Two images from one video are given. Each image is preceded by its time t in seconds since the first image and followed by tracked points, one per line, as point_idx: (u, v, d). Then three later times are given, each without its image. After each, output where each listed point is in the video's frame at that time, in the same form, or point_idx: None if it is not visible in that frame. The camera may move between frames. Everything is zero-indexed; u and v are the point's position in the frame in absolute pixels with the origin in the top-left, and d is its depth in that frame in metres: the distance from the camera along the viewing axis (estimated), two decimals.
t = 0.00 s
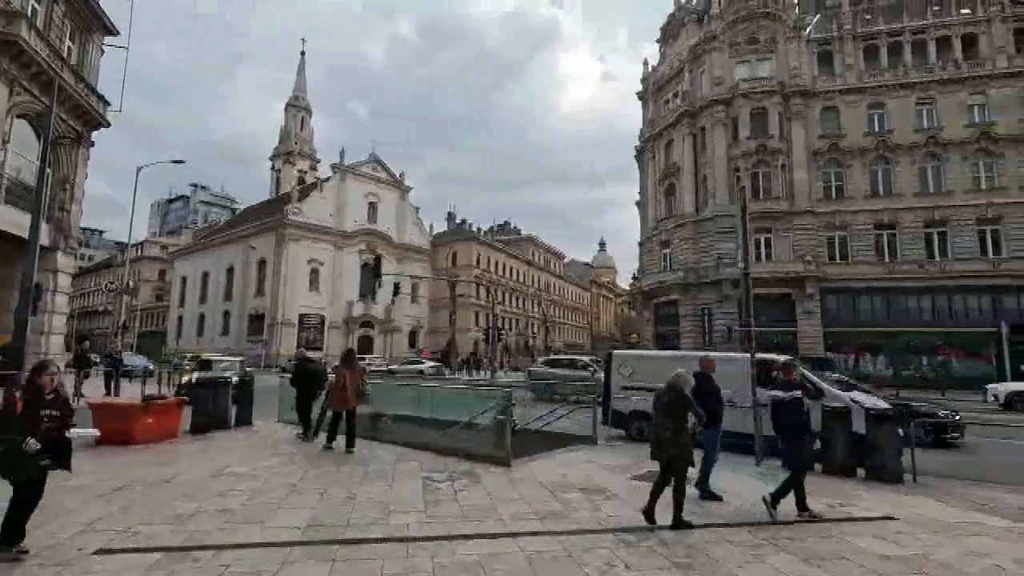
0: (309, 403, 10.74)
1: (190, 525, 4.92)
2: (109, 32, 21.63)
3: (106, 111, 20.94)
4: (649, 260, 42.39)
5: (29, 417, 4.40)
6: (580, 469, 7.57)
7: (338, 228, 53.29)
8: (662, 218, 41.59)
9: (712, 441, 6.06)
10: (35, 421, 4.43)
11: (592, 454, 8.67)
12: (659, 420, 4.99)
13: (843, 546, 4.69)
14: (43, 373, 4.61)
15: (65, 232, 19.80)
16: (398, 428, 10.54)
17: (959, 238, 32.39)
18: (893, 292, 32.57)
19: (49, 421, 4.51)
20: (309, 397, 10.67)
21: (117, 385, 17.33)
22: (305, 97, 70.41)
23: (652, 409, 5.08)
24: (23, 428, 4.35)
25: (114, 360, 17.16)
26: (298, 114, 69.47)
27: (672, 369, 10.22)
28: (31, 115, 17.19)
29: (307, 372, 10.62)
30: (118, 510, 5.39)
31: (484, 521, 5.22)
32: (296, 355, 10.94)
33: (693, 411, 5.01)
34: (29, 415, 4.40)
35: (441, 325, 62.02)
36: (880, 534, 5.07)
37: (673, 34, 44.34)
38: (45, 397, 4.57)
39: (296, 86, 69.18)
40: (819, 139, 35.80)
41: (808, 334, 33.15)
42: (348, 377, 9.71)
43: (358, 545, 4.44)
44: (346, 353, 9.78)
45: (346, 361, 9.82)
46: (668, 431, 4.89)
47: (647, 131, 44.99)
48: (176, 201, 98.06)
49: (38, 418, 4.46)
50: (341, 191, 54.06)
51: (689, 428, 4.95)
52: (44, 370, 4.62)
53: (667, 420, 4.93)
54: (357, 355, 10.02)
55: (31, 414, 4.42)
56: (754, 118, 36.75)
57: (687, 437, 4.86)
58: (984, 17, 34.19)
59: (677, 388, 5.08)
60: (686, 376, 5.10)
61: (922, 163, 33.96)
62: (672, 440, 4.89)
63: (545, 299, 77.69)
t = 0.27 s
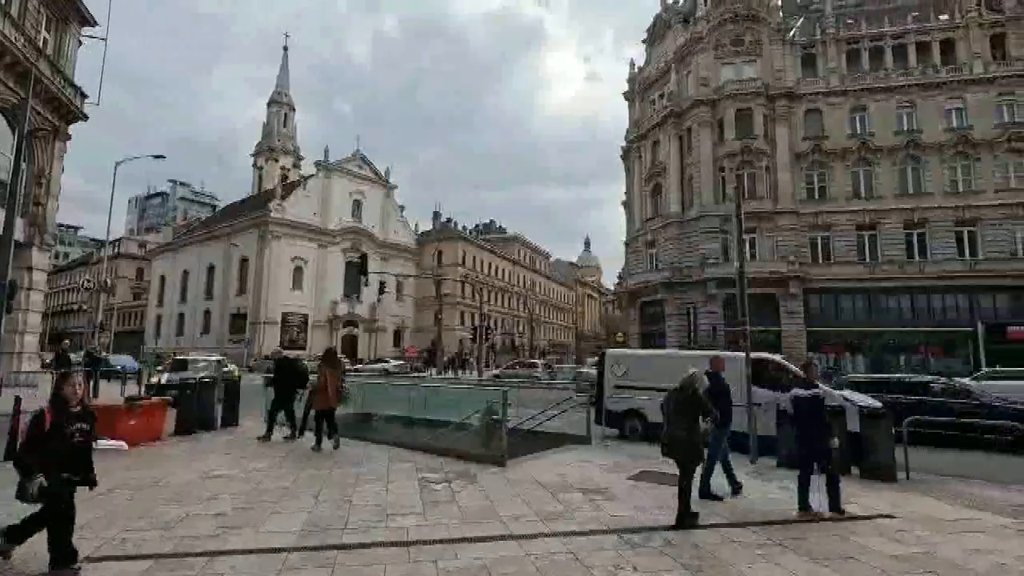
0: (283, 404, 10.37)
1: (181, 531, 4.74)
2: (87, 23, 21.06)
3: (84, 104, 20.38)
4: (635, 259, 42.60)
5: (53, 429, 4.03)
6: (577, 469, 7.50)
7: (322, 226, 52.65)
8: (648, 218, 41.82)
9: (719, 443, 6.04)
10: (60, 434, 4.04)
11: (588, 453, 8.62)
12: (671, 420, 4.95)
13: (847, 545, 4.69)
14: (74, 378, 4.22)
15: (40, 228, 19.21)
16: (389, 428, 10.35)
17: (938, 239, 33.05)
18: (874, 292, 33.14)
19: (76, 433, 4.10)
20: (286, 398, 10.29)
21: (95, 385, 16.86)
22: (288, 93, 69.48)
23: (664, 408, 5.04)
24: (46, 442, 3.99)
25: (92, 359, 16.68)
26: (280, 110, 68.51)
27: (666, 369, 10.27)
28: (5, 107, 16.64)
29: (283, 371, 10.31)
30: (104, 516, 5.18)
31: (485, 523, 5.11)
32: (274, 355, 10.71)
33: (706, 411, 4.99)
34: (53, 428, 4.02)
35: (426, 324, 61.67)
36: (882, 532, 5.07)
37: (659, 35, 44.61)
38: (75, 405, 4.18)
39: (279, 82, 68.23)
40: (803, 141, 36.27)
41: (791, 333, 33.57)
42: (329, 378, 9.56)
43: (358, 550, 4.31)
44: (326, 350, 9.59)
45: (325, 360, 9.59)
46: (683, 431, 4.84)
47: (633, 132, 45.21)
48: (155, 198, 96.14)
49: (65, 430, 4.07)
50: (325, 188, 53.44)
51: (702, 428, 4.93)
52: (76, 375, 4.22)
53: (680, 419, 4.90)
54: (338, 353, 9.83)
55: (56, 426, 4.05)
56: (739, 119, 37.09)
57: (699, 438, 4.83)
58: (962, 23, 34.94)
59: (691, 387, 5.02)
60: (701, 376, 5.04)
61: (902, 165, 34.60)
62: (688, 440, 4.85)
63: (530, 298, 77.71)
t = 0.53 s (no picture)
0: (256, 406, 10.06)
1: (172, 539, 4.57)
2: (64, 13, 20.46)
3: (61, 97, 19.79)
4: (621, 259, 42.78)
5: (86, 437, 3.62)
6: (573, 471, 7.45)
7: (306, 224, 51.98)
8: (634, 218, 42.02)
9: (731, 446, 6.07)
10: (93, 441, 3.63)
11: (583, 454, 8.58)
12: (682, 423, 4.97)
13: (850, 546, 4.69)
14: (115, 380, 3.78)
15: (15, 225, 18.61)
16: (380, 430, 10.19)
17: (917, 241, 33.69)
18: (855, 292, 33.69)
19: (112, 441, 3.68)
20: (259, 399, 10.01)
21: (73, 386, 16.38)
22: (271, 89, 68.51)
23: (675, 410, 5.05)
24: (76, 451, 3.58)
25: (68, 360, 16.19)
26: (263, 106, 67.53)
27: (658, 369, 10.30)
28: None
29: (253, 371, 10.04)
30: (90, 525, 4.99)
31: (486, 527, 5.02)
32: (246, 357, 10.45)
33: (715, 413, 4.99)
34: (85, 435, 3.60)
35: (411, 324, 61.29)
36: (882, 532, 5.09)
37: (645, 36, 44.82)
38: (116, 410, 3.77)
39: (262, 78, 67.23)
40: (786, 143, 36.72)
41: (775, 333, 33.97)
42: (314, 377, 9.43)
43: (358, 558, 4.19)
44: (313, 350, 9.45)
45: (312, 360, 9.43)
46: (690, 432, 4.87)
47: (620, 132, 45.36)
48: (133, 194, 94.17)
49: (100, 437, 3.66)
50: (309, 186, 52.79)
51: (712, 429, 4.92)
52: (116, 377, 3.77)
53: (690, 419, 4.91)
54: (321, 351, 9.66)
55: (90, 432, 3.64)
56: (724, 120, 37.41)
57: (708, 438, 4.83)
58: (941, 29, 35.64)
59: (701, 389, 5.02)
60: (711, 378, 5.02)
61: (883, 168, 35.21)
62: (695, 441, 4.87)
63: (516, 297, 77.64)
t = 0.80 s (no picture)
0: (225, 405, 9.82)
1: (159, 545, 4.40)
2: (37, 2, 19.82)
3: (34, 88, 19.17)
4: (606, 259, 42.96)
5: (135, 439, 3.52)
6: (568, 471, 7.39)
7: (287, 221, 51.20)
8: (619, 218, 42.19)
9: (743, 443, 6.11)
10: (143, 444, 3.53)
11: (577, 454, 8.55)
12: (688, 421, 5.08)
13: (851, 545, 4.69)
14: (163, 382, 3.70)
15: None
16: (371, 429, 10.00)
17: (894, 242, 34.36)
18: (834, 293, 34.28)
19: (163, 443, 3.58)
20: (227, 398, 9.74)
21: (46, 387, 15.87)
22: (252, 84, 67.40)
23: (682, 408, 5.16)
24: (126, 454, 3.48)
25: (42, 360, 15.67)
26: (243, 102, 66.41)
27: (649, 369, 10.21)
28: None
29: (221, 369, 9.74)
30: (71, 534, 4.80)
31: (485, 528, 4.95)
32: (210, 355, 10.11)
33: (720, 411, 5.06)
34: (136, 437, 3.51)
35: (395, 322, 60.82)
36: (880, 530, 5.11)
37: (630, 37, 45.06)
38: (162, 413, 3.67)
39: (242, 72, 66.10)
40: (769, 145, 37.19)
41: (757, 332, 34.39)
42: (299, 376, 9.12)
43: (355, 562, 4.08)
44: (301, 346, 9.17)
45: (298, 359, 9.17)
46: (697, 430, 4.97)
47: (605, 132, 45.51)
48: (108, 189, 91.95)
49: (150, 440, 3.57)
50: (291, 183, 52.05)
51: (717, 427, 5.00)
52: (164, 379, 3.70)
53: (697, 416, 5.00)
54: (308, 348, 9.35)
55: (139, 435, 3.54)
56: (709, 122, 37.75)
57: (714, 435, 4.92)
58: (919, 35, 36.41)
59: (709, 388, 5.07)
60: (718, 378, 5.06)
61: (862, 170, 35.87)
62: (701, 439, 4.98)
63: (500, 296, 77.56)
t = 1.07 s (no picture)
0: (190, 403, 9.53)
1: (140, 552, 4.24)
2: None
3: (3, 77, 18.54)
4: (590, 258, 43.09)
5: (173, 444, 3.27)
6: (559, 470, 7.32)
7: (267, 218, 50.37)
8: (603, 218, 42.35)
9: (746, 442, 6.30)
10: (182, 449, 3.29)
11: (565, 454, 8.52)
12: (688, 419, 5.14)
13: (845, 542, 4.69)
14: (194, 385, 3.43)
15: None
16: (359, 429, 9.85)
17: (871, 243, 35.04)
18: (813, 293, 34.88)
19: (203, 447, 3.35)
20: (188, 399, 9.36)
21: (16, 387, 15.37)
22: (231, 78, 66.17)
23: (684, 404, 5.22)
24: (166, 460, 3.24)
25: (11, 359, 15.18)
26: (222, 96, 65.16)
27: (638, 367, 10.18)
28: None
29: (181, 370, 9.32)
30: (47, 542, 4.61)
31: (478, 529, 4.86)
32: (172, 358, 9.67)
33: (720, 409, 5.10)
34: (175, 441, 3.26)
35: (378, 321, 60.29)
36: (871, 527, 5.14)
37: (614, 38, 45.22)
38: (195, 413, 3.44)
39: (221, 66, 64.84)
40: (751, 146, 37.63)
41: (738, 331, 34.84)
42: (283, 376, 8.93)
43: (347, 566, 3.97)
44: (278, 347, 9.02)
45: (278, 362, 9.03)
46: (699, 429, 5.00)
47: (589, 132, 45.62)
48: (80, 184, 89.54)
49: (188, 443, 3.32)
50: (271, 179, 51.21)
51: (717, 426, 5.02)
52: (196, 381, 3.43)
53: (699, 414, 5.06)
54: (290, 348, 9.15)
55: (177, 439, 3.29)
56: (692, 123, 38.08)
57: (713, 433, 4.96)
58: (895, 40, 37.16)
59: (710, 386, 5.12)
60: (719, 376, 5.09)
61: (841, 172, 36.49)
62: (704, 438, 4.99)
63: (483, 295, 77.42)
